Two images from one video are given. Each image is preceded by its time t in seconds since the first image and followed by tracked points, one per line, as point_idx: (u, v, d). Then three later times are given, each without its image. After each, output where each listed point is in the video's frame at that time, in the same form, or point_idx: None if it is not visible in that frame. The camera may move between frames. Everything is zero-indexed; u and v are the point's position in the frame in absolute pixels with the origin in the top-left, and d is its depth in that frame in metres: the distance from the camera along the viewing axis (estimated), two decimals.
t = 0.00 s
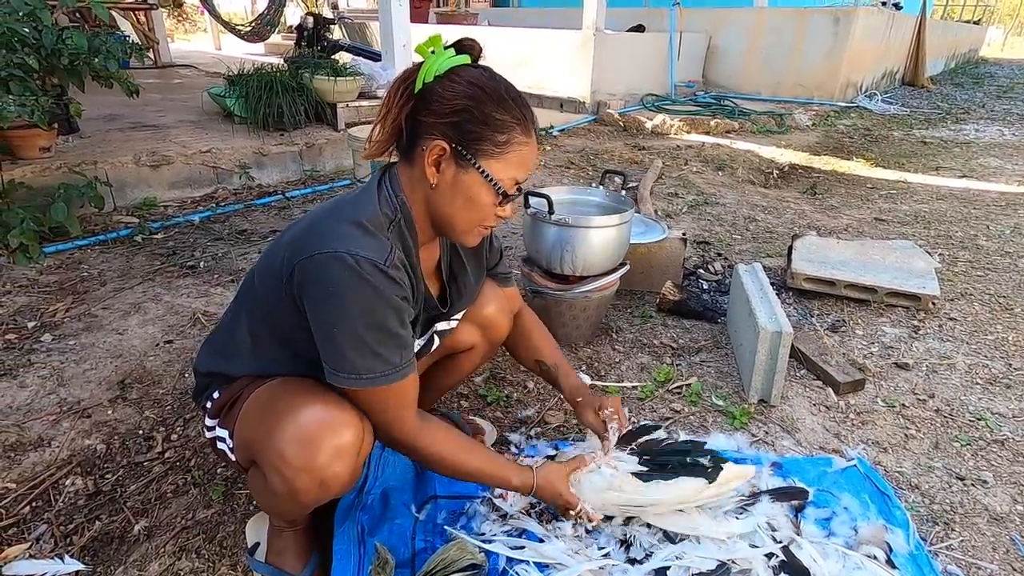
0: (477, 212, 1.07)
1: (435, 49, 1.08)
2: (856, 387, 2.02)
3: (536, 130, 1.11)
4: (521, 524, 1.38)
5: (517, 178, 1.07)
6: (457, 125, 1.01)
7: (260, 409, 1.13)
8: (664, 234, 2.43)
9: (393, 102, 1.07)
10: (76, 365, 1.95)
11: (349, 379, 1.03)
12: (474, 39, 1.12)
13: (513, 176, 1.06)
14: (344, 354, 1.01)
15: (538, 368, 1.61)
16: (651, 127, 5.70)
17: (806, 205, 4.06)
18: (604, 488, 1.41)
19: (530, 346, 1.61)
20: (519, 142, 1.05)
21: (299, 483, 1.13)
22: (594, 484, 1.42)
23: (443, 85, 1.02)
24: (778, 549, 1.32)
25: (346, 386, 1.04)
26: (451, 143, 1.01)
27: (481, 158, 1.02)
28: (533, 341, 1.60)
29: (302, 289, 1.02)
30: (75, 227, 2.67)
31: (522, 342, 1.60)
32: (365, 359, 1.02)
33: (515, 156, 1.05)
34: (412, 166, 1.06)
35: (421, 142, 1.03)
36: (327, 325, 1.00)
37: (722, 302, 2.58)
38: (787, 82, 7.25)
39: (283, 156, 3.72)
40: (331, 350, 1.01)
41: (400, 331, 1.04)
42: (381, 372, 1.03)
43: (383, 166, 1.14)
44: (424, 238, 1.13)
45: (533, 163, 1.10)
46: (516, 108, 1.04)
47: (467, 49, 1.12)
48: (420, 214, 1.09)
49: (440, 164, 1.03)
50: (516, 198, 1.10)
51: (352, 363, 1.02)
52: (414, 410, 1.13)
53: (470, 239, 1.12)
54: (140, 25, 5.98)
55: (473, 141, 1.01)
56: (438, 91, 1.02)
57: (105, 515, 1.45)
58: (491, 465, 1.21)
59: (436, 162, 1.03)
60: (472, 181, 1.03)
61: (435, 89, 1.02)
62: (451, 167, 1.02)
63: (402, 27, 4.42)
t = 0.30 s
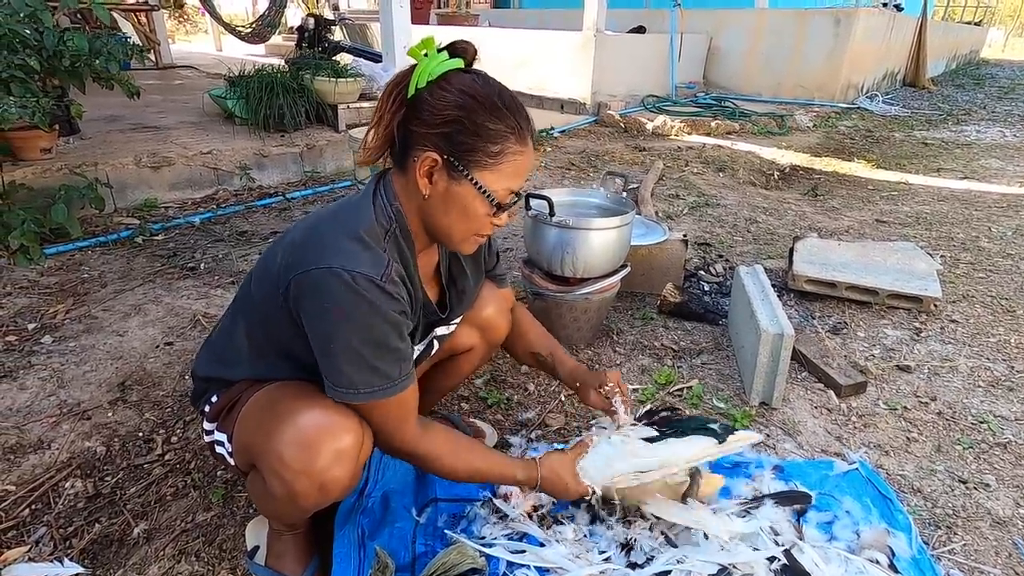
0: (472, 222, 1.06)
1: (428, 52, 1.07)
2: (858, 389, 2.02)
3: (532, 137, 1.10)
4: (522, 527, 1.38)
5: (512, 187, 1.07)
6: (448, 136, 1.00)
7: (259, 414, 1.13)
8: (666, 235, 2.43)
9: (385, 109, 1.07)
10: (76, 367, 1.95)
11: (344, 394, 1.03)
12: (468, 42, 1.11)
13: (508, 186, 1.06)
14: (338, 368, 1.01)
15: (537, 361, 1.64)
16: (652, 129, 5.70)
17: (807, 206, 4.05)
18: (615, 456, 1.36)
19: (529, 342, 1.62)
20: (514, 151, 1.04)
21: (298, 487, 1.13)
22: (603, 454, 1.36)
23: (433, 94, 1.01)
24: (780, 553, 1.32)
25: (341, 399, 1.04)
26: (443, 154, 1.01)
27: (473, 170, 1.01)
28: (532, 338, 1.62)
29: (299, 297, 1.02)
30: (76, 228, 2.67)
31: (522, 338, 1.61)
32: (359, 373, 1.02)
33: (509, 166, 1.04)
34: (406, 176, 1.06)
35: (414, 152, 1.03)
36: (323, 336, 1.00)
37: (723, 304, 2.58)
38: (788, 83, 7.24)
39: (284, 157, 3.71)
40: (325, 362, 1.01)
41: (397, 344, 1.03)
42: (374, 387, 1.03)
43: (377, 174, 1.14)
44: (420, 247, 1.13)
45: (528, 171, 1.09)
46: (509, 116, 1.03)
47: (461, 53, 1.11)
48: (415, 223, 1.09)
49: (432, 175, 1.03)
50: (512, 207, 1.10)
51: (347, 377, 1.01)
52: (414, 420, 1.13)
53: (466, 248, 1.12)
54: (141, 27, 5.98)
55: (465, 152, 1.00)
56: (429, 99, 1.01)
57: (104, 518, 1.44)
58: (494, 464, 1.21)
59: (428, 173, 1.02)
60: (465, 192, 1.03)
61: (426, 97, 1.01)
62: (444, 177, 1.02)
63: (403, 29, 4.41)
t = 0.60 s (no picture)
0: (466, 219, 1.06)
1: (416, 47, 1.06)
2: (856, 388, 2.01)
3: (525, 132, 1.10)
4: (517, 527, 1.38)
5: (506, 182, 1.06)
6: (440, 134, 1.00)
7: (244, 413, 1.12)
8: (664, 234, 2.42)
9: (375, 107, 1.06)
10: (71, 367, 1.95)
11: (337, 393, 1.03)
12: (455, 36, 1.10)
13: (502, 181, 1.05)
14: (327, 367, 1.01)
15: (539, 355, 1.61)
16: (651, 128, 5.69)
17: (806, 205, 4.05)
18: (594, 473, 1.30)
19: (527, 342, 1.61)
20: (506, 147, 1.04)
21: (281, 486, 1.12)
22: (582, 469, 1.31)
23: (422, 91, 1.01)
24: (776, 553, 1.31)
25: (332, 399, 1.03)
26: (435, 152, 1.01)
27: (466, 167, 1.01)
28: (530, 335, 1.61)
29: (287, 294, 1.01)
30: (73, 228, 2.66)
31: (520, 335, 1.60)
32: (349, 373, 1.01)
33: (503, 161, 1.04)
34: (399, 175, 1.06)
35: (406, 152, 1.03)
36: (311, 336, 0.99)
37: (721, 303, 2.57)
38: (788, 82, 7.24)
39: (282, 157, 3.71)
40: (314, 360, 1.01)
41: (385, 345, 1.02)
42: (364, 388, 1.03)
43: (369, 173, 1.14)
44: (413, 245, 1.13)
45: (521, 166, 1.08)
46: (501, 111, 1.03)
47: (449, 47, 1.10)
48: (408, 222, 1.09)
49: (425, 174, 1.03)
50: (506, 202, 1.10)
51: (336, 376, 1.01)
52: (398, 420, 1.12)
53: (460, 245, 1.12)
54: (141, 28, 5.99)
55: (457, 149, 1.00)
56: (419, 96, 1.01)
57: (98, 518, 1.44)
58: (472, 481, 1.20)
59: (421, 172, 1.02)
60: (458, 190, 1.03)
61: (414, 94, 1.01)
62: (437, 176, 1.02)
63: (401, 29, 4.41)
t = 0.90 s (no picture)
0: (460, 215, 1.06)
1: (410, 45, 1.06)
2: (854, 386, 2.01)
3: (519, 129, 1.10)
4: (514, 525, 1.38)
5: (501, 178, 1.06)
6: (436, 129, 1.00)
7: (236, 411, 1.12)
8: (662, 233, 2.42)
9: (369, 103, 1.06)
10: (69, 368, 1.95)
11: (329, 390, 1.03)
12: (450, 34, 1.11)
13: (497, 177, 1.05)
14: (319, 363, 1.01)
15: (534, 369, 1.61)
16: (649, 127, 5.70)
17: (804, 204, 4.05)
18: (581, 463, 1.31)
19: (523, 346, 1.60)
20: (501, 143, 1.04)
21: (271, 484, 1.12)
22: (570, 459, 1.31)
23: (418, 87, 1.01)
24: (773, 551, 1.31)
25: (325, 394, 1.03)
26: (431, 148, 1.01)
27: (462, 162, 1.01)
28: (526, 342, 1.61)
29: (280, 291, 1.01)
30: (70, 229, 2.67)
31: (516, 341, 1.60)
32: (340, 368, 1.01)
33: (498, 157, 1.04)
34: (394, 171, 1.06)
35: (402, 147, 1.03)
36: (301, 333, 1.00)
37: (719, 301, 2.58)
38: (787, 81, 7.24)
39: (280, 157, 3.71)
40: (306, 356, 1.01)
41: (377, 342, 1.02)
42: (356, 383, 1.03)
43: (363, 170, 1.14)
44: (407, 242, 1.13)
45: (516, 162, 1.09)
46: (496, 107, 1.03)
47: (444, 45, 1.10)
48: (403, 218, 1.09)
49: (420, 170, 1.03)
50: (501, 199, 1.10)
51: (328, 371, 1.01)
52: (390, 416, 1.13)
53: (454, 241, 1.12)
54: (139, 29, 5.99)
55: (453, 145, 1.00)
56: (414, 92, 1.01)
57: (96, 519, 1.44)
58: (463, 478, 1.21)
59: (417, 168, 1.02)
60: (453, 185, 1.03)
61: (410, 90, 1.01)
62: (432, 171, 1.02)
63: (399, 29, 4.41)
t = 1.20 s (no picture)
0: (457, 215, 1.07)
1: (405, 44, 1.06)
2: (852, 383, 2.02)
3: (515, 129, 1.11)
4: (513, 523, 1.38)
5: (497, 178, 1.07)
6: (433, 130, 1.01)
7: (231, 411, 1.13)
8: (660, 231, 2.42)
9: (364, 103, 1.06)
10: (69, 369, 1.95)
11: (325, 388, 1.03)
12: (445, 34, 1.10)
13: (493, 177, 1.06)
14: (315, 360, 1.01)
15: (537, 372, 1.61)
16: (648, 126, 5.70)
17: (803, 202, 4.05)
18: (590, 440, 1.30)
19: (523, 346, 1.60)
20: (497, 143, 1.05)
21: (266, 484, 1.12)
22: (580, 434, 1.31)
23: (413, 87, 1.01)
24: (771, 547, 1.31)
25: (319, 392, 1.04)
26: (428, 148, 1.01)
27: (458, 163, 1.02)
28: (524, 343, 1.60)
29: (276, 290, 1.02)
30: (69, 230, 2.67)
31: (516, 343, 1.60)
32: (336, 365, 1.02)
33: (494, 157, 1.05)
34: (390, 171, 1.06)
35: (398, 148, 1.03)
36: (297, 330, 1.00)
37: (718, 300, 2.58)
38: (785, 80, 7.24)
39: (279, 157, 3.71)
40: (302, 354, 1.02)
41: (372, 340, 1.03)
42: (352, 380, 1.03)
43: (357, 170, 1.14)
44: (403, 241, 1.13)
45: (512, 161, 1.09)
46: (492, 108, 1.04)
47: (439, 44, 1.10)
48: (398, 217, 1.09)
49: (417, 170, 1.03)
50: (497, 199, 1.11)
51: (323, 369, 1.02)
52: (387, 409, 1.13)
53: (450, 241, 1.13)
54: (138, 30, 5.99)
55: (450, 145, 1.01)
56: (411, 93, 1.01)
57: (96, 518, 1.44)
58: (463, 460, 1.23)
59: (414, 168, 1.03)
60: (450, 186, 1.04)
61: (406, 90, 1.01)
62: (430, 172, 1.03)
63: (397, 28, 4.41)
